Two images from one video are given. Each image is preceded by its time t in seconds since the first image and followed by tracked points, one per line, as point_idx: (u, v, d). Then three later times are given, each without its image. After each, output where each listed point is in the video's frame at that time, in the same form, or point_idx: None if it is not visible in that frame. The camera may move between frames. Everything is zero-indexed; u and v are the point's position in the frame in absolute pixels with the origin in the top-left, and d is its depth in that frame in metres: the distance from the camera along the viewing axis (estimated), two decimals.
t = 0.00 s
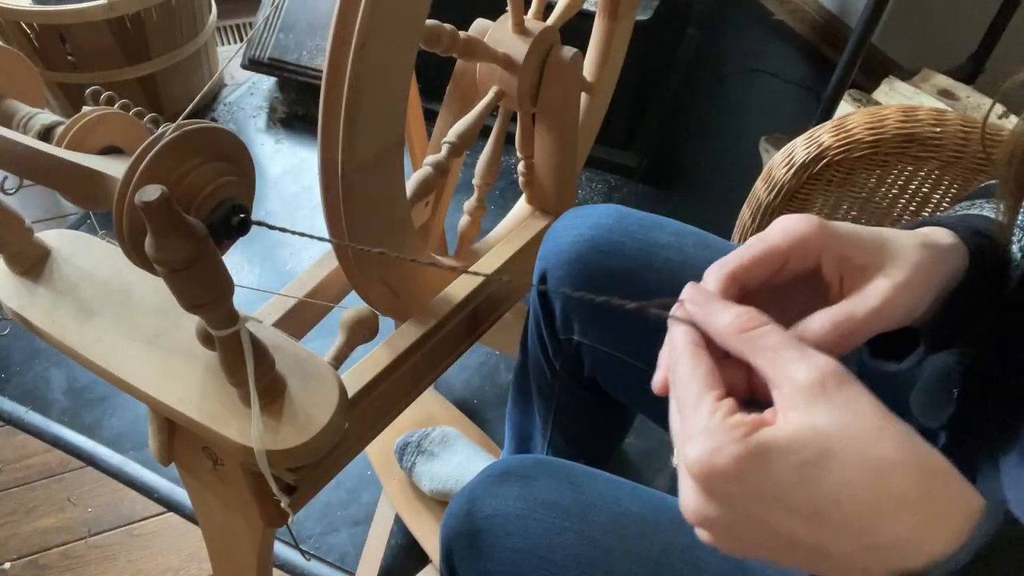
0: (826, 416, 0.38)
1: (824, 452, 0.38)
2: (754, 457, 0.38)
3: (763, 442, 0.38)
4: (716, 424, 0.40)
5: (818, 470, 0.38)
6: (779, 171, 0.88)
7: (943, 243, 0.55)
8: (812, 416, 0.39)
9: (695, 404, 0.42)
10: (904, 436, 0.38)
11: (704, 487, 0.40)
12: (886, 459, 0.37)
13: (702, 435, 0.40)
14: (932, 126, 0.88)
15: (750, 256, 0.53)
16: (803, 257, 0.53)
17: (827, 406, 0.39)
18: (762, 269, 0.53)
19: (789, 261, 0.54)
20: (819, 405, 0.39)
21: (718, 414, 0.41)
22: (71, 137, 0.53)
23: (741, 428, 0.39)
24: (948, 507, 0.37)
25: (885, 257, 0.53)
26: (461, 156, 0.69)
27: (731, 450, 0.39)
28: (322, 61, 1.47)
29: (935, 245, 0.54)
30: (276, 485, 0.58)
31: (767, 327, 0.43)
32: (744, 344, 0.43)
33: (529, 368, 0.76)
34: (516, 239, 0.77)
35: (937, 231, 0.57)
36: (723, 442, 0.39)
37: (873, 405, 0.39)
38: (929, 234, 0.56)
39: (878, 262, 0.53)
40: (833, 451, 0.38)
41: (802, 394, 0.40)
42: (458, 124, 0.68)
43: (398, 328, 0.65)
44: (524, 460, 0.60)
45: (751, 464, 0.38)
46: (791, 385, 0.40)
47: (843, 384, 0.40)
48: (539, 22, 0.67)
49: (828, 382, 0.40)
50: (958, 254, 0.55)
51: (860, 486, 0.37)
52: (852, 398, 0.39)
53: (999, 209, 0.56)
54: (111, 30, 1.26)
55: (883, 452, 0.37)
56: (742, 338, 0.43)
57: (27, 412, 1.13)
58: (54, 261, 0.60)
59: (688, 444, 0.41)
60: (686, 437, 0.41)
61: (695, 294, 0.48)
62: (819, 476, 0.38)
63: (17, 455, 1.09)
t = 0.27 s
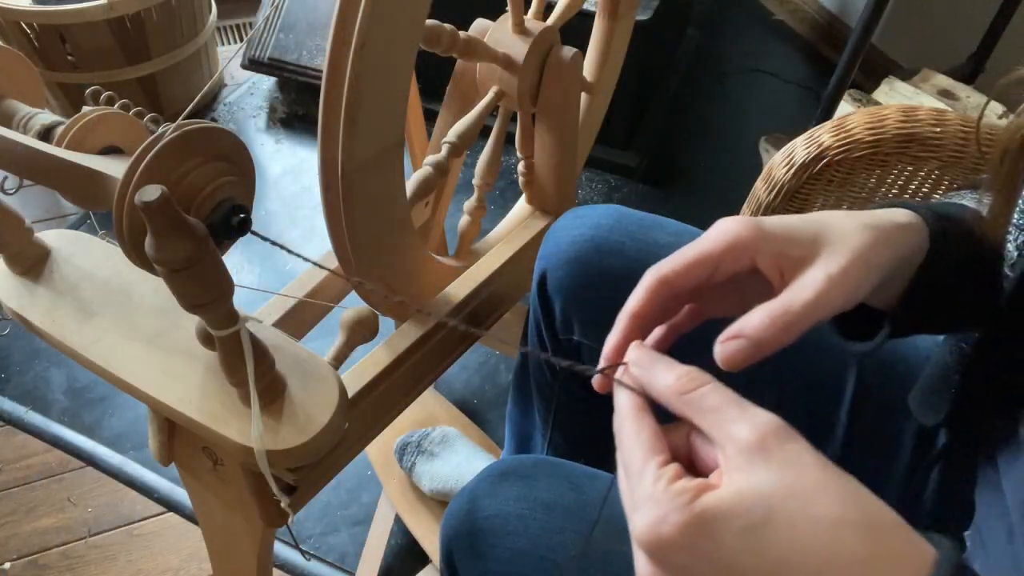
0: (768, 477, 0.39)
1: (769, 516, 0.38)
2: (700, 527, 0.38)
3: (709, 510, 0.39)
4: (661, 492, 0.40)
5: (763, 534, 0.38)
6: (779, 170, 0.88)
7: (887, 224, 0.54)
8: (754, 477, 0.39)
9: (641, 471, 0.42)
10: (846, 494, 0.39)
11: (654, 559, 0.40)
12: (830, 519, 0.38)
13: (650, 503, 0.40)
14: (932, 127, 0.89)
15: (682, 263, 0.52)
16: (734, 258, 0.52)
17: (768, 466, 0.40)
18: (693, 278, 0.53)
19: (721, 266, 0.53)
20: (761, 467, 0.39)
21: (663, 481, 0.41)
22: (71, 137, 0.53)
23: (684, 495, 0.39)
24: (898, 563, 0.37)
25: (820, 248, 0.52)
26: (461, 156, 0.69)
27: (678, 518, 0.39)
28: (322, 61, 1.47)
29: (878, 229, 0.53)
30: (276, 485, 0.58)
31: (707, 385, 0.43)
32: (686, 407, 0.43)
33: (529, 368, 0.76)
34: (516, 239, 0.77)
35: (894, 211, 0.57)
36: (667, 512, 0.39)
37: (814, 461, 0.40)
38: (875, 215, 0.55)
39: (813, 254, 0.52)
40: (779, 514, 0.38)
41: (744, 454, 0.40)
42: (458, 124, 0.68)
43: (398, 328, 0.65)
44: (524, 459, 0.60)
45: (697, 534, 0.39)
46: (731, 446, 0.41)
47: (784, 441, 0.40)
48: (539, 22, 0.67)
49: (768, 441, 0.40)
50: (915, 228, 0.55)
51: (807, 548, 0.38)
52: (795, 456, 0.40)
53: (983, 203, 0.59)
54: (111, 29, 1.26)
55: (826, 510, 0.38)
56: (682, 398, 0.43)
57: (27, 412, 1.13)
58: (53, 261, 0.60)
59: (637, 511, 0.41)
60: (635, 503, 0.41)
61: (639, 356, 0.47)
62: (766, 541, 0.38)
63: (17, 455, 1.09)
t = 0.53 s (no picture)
0: (652, 459, 0.41)
1: (651, 495, 0.40)
2: (589, 505, 0.40)
3: (597, 490, 0.40)
4: (558, 475, 0.42)
5: (648, 514, 0.40)
6: (779, 170, 0.88)
7: (847, 204, 0.56)
8: (641, 460, 0.41)
9: (542, 458, 0.44)
10: (725, 472, 0.41)
11: (552, 540, 0.42)
12: (708, 495, 0.40)
13: (546, 486, 0.42)
14: (932, 127, 0.90)
15: (648, 247, 0.53)
16: (695, 241, 0.54)
17: (654, 450, 0.42)
18: (658, 263, 0.54)
19: (684, 248, 0.55)
20: (650, 452, 0.42)
21: (560, 465, 0.42)
22: (71, 137, 0.53)
23: (578, 477, 0.41)
24: (772, 537, 0.39)
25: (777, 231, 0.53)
26: (461, 156, 0.69)
27: (570, 498, 0.40)
28: (322, 61, 1.47)
29: (838, 207, 0.55)
30: (276, 485, 0.58)
31: (604, 379, 0.46)
32: (586, 399, 0.45)
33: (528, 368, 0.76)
34: (516, 238, 0.77)
35: (859, 192, 0.59)
36: (561, 492, 0.41)
37: (697, 442, 0.42)
38: (837, 196, 0.57)
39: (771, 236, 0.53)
40: (661, 493, 0.40)
41: (634, 441, 0.43)
42: (458, 124, 0.68)
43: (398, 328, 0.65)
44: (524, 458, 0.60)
45: (586, 513, 0.40)
46: (624, 432, 0.43)
47: (670, 426, 0.43)
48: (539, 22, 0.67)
49: (655, 427, 0.43)
50: (880, 207, 0.57)
51: (686, 523, 0.39)
52: (679, 439, 0.42)
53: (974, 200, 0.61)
54: (111, 29, 1.26)
55: (704, 487, 0.40)
56: (582, 392, 0.46)
57: (27, 412, 1.13)
58: (53, 262, 0.60)
59: (537, 496, 0.42)
60: (535, 490, 0.43)
61: (545, 355, 0.49)
62: (649, 518, 0.40)
63: (17, 455, 1.09)
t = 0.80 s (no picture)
0: (507, 414, 0.42)
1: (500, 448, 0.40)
2: (439, 457, 0.40)
3: (447, 442, 0.40)
4: (413, 429, 0.41)
5: (496, 466, 0.40)
6: (779, 170, 0.88)
7: (822, 203, 0.57)
8: (496, 417, 0.42)
9: (399, 415, 0.43)
10: (573, 428, 0.42)
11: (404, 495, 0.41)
12: (555, 450, 0.41)
13: (396, 440, 0.41)
14: (932, 127, 0.90)
15: (630, 246, 0.54)
16: (676, 242, 0.55)
17: (509, 406, 0.42)
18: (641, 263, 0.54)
19: (664, 248, 0.55)
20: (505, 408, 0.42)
21: (417, 420, 0.42)
22: (71, 137, 0.53)
23: (432, 430, 0.41)
24: (614, 490, 0.41)
25: (748, 230, 0.54)
26: (461, 156, 0.69)
27: (419, 450, 0.40)
28: (322, 61, 1.47)
29: (812, 207, 0.56)
30: (276, 485, 0.58)
31: (469, 338, 0.46)
32: (449, 358, 0.45)
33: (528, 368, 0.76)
34: (516, 239, 0.77)
35: (837, 192, 0.59)
36: (413, 445, 0.40)
37: (551, 399, 0.43)
38: (814, 196, 0.57)
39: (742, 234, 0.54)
40: (510, 447, 0.41)
41: (491, 397, 0.43)
42: (458, 124, 0.68)
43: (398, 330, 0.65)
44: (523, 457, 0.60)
45: (434, 466, 0.40)
46: (482, 389, 0.43)
47: (527, 383, 0.43)
48: (538, 22, 0.67)
49: (511, 384, 0.43)
50: (858, 206, 0.58)
51: (531, 476, 0.40)
52: (533, 396, 0.43)
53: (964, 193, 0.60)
54: (111, 29, 1.26)
55: (552, 441, 0.41)
56: (445, 351, 0.45)
57: (27, 411, 1.13)
58: (53, 262, 0.60)
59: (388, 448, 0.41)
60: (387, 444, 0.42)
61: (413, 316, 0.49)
62: (494, 469, 0.40)
63: (17, 455, 1.09)
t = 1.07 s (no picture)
0: (394, 386, 0.42)
1: (383, 419, 0.41)
2: (319, 428, 0.40)
3: (328, 414, 0.41)
4: (297, 403, 0.42)
5: (377, 438, 0.40)
6: (779, 170, 0.88)
7: (804, 199, 0.57)
8: (384, 389, 0.42)
9: (287, 390, 0.43)
10: (459, 398, 0.43)
11: (285, 468, 0.41)
12: (440, 420, 0.41)
13: (279, 414, 0.41)
14: (932, 127, 0.90)
15: (619, 238, 0.54)
16: (662, 233, 0.55)
17: (398, 379, 0.43)
18: (626, 255, 0.55)
19: (651, 240, 0.56)
20: (393, 382, 0.43)
21: (301, 394, 0.43)
22: (71, 137, 0.53)
23: (314, 403, 0.41)
24: (500, 460, 0.41)
25: (733, 222, 0.55)
26: (461, 156, 0.69)
27: (299, 423, 0.40)
28: (322, 61, 1.47)
29: (794, 201, 0.56)
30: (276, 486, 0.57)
31: (365, 317, 0.47)
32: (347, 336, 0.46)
33: (528, 368, 0.75)
34: (516, 239, 0.77)
35: (823, 189, 0.60)
36: (294, 418, 0.41)
37: (441, 371, 0.44)
38: (796, 192, 0.58)
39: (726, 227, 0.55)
40: (394, 417, 0.41)
41: (381, 372, 0.43)
42: (458, 124, 0.68)
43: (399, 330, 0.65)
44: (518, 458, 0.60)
45: (313, 438, 0.40)
46: (375, 364, 0.44)
47: (418, 357, 0.44)
48: (538, 22, 0.67)
49: (401, 358, 0.44)
50: (844, 202, 0.59)
51: (412, 446, 0.40)
52: (423, 368, 0.44)
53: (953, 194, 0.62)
54: (111, 29, 1.26)
55: (436, 411, 0.41)
56: (342, 329, 0.46)
57: (27, 411, 1.13)
58: (53, 262, 0.60)
59: (272, 423, 0.42)
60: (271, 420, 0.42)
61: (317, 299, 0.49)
62: (375, 440, 0.40)
63: (17, 455, 1.09)
